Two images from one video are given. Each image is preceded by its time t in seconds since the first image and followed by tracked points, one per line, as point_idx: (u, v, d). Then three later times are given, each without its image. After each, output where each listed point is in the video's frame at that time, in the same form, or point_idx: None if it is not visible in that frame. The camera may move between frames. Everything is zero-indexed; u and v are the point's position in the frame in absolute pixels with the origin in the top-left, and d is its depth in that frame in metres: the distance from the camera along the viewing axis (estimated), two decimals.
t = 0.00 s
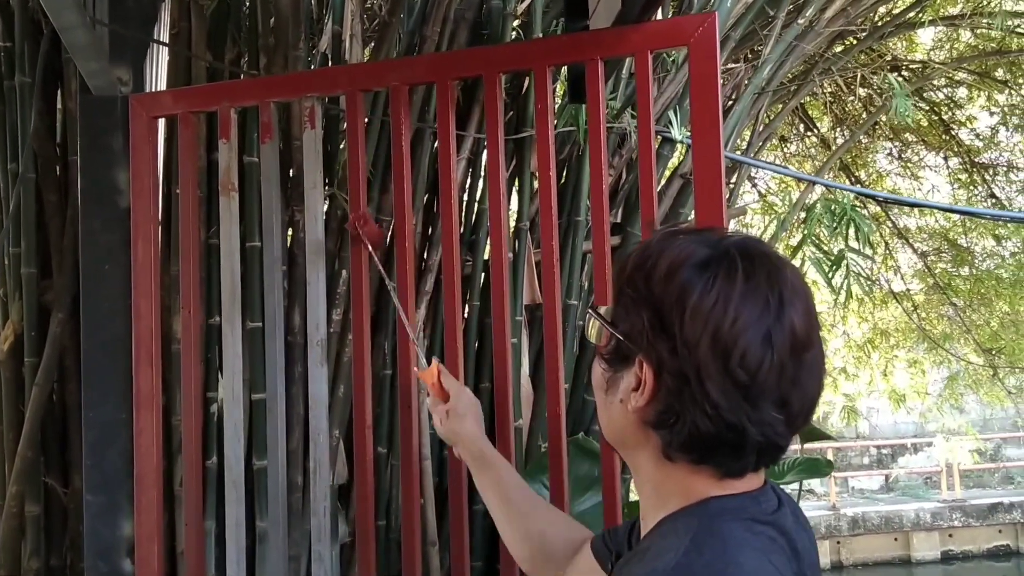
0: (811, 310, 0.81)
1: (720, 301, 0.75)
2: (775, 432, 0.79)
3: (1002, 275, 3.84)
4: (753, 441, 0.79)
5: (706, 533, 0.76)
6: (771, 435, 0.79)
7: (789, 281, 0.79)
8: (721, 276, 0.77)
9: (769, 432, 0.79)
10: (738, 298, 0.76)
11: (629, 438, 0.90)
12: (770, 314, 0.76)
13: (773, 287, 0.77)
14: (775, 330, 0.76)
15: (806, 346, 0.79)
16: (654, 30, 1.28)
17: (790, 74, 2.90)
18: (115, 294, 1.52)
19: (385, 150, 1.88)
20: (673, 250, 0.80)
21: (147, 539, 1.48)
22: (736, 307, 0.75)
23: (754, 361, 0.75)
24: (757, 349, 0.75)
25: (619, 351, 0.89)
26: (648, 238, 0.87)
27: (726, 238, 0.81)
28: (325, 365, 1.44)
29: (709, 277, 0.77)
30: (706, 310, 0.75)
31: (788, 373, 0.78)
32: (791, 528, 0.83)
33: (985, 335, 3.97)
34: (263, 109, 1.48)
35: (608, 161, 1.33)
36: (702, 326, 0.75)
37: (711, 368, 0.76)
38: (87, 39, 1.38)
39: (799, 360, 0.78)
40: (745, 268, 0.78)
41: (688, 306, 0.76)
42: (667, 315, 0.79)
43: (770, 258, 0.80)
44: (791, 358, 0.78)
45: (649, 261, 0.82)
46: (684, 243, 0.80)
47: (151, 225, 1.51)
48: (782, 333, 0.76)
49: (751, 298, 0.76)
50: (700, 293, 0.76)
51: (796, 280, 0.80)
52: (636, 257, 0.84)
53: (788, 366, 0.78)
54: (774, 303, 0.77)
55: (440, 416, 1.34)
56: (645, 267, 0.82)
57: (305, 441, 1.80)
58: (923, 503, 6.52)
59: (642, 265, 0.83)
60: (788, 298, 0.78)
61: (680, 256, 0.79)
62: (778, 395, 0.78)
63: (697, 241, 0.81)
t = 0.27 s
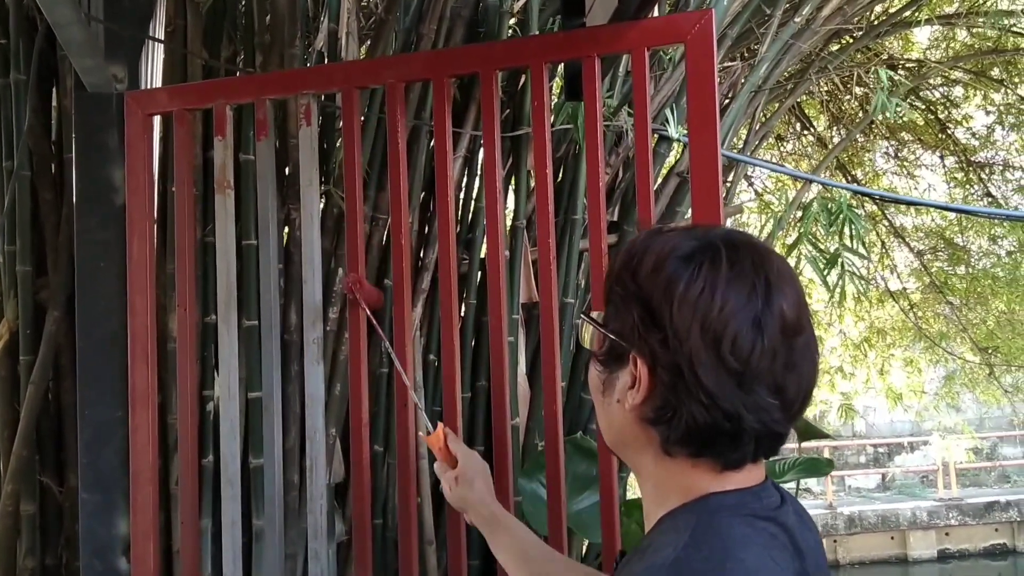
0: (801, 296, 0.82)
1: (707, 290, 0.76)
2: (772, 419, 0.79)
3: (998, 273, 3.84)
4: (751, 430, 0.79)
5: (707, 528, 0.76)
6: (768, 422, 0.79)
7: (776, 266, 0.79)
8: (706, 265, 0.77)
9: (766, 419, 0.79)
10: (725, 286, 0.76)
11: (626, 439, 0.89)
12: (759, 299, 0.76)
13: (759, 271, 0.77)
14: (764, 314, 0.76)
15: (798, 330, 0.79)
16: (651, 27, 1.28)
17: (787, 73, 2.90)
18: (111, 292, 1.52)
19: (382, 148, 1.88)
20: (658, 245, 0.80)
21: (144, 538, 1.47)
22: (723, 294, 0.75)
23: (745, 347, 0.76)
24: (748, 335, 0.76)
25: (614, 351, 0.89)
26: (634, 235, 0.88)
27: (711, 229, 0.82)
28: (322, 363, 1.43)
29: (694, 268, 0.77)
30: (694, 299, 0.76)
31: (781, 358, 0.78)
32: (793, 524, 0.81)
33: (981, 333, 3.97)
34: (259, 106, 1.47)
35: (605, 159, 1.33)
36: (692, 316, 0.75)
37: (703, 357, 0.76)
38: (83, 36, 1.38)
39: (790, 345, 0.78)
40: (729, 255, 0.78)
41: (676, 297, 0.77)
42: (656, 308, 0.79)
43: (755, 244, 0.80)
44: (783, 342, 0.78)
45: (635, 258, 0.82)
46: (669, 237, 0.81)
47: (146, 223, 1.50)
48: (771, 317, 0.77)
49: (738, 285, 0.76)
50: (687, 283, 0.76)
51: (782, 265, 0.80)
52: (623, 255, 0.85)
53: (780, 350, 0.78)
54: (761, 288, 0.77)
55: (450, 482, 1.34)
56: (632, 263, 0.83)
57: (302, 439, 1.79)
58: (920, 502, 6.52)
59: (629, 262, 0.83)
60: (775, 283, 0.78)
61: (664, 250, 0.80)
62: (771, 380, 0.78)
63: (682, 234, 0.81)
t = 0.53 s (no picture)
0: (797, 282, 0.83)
1: (701, 274, 0.77)
2: (775, 397, 0.80)
3: (997, 274, 3.85)
4: (756, 410, 0.79)
5: (713, 521, 0.76)
6: (772, 399, 0.79)
7: (766, 250, 0.80)
8: (699, 251, 0.78)
9: (770, 399, 0.79)
10: (719, 270, 0.77)
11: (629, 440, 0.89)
12: (754, 280, 0.77)
13: (751, 255, 0.79)
14: (760, 295, 0.77)
15: (794, 312, 0.80)
16: (653, 25, 1.28)
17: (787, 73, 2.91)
18: (113, 288, 1.52)
19: (384, 145, 1.89)
20: (650, 240, 0.82)
21: (145, 534, 1.48)
22: (718, 278, 0.77)
23: (744, 327, 0.76)
24: (746, 316, 0.76)
25: (614, 352, 0.89)
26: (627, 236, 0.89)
27: (701, 223, 0.83)
28: (324, 360, 1.43)
29: (687, 256, 0.78)
30: (689, 284, 0.77)
31: (780, 337, 0.79)
32: (800, 519, 0.81)
33: (979, 334, 3.98)
34: (261, 103, 1.48)
35: (607, 156, 1.33)
36: (689, 301, 0.76)
37: (704, 340, 0.76)
38: (87, 32, 1.38)
39: (789, 325, 0.79)
40: (721, 242, 0.79)
41: (672, 284, 0.78)
42: (652, 298, 0.80)
43: (744, 232, 0.82)
44: (781, 323, 0.79)
45: (629, 254, 0.84)
46: (660, 232, 0.82)
47: (148, 219, 1.50)
48: (767, 297, 0.78)
49: (731, 268, 0.77)
50: (681, 270, 0.78)
51: (773, 251, 0.82)
52: (617, 256, 0.86)
53: (779, 330, 0.78)
54: (754, 271, 0.78)
55: (462, 551, 1.32)
56: (627, 261, 0.84)
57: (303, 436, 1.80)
58: (917, 502, 6.53)
59: (624, 261, 0.84)
60: (768, 265, 0.79)
61: (657, 241, 0.81)
62: (773, 360, 0.78)
63: (673, 228, 0.83)
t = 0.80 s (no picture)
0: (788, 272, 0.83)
1: (684, 267, 0.79)
2: (768, 379, 0.80)
3: (992, 275, 3.87)
4: (752, 393, 0.79)
5: (720, 514, 0.76)
6: (764, 380, 0.80)
7: (747, 241, 0.82)
8: (680, 246, 0.81)
9: (764, 381, 0.80)
10: (701, 260, 0.79)
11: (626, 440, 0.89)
12: (737, 267, 0.79)
13: (731, 245, 0.81)
14: (744, 281, 0.78)
15: (780, 298, 0.81)
16: (657, 23, 1.29)
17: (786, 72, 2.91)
18: (113, 283, 1.52)
19: (383, 142, 1.89)
20: (633, 242, 0.84)
21: (144, 529, 1.48)
22: (700, 268, 0.78)
23: (732, 313, 0.77)
24: (732, 302, 0.78)
25: (607, 357, 0.89)
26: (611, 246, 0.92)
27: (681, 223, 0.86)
28: (325, 356, 1.43)
29: (669, 251, 0.80)
30: (672, 277, 0.79)
31: (770, 322, 0.79)
32: (805, 515, 0.82)
33: (975, 335, 3.99)
34: (263, 98, 1.47)
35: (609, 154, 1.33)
36: (674, 292, 0.78)
37: (693, 330, 0.77)
38: (89, 26, 1.38)
39: (777, 310, 0.80)
40: (701, 236, 0.82)
41: (657, 278, 0.79)
42: (639, 295, 0.82)
43: (724, 228, 0.84)
44: (768, 307, 0.79)
45: (614, 259, 0.86)
46: (642, 234, 0.85)
47: (149, 215, 1.50)
48: (752, 282, 0.79)
49: (713, 258, 0.79)
50: (664, 264, 0.80)
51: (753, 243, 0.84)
52: (602, 263, 0.88)
53: (768, 316, 0.79)
54: (736, 259, 0.79)
55: None
56: (612, 265, 0.86)
57: (301, 433, 1.80)
58: (912, 502, 6.54)
59: (609, 266, 0.86)
60: (749, 253, 0.81)
61: (639, 243, 0.84)
62: (765, 345, 0.79)
63: (655, 230, 0.85)
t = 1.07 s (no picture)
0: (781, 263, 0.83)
1: (671, 260, 0.79)
2: (762, 362, 0.80)
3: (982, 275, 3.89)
4: (748, 377, 0.79)
5: (722, 501, 0.76)
6: (758, 364, 0.79)
7: (733, 233, 0.83)
8: (666, 241, 0.81)
9: (759, 365, 0.79)
10: (688, 253, 0.79)
11: (626, 433, 0.89)
12: (724, 257, 0.79)
13: (717, 237, 0.81)
14: (732, 269, 0.78)
15: (770, 284, 0.81)
16: (659, 17, 1.28)
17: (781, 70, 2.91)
18: (109, 276, 1.51)
19: (379, 136, 1.88)
20: (621, 242, 0.85)
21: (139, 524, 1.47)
22: (688, 260, 0.79)
23: (722, 301, 0.77)
24: (722, 290, 0.78)
25: (604, 357, 0.89)
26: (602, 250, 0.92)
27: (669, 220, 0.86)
28: (322, 350, 1.42)
29: (655, 246, 0.81)
30: (660, 271, 0.79)
31: (761, 309, 0.79)
32: (807, 506, 0.82)
33: (964, 334, 4.01)
34: (261, 91, 1.47)
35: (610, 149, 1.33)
36: (664, 286, 0.78)
37: (685, 321, 0.78)
38: (86, 15, 1.36)
39: (767, 296, 0.80)
40: (687, 230, 0.82)
41: (646, 273, 0.80)
42: (630, 291, 0.82)
43: (710, 222, 0.85)
44: (758, 294, 0.79)
45: (604, 260, 0.87)
46: (629, 234, 0.86)
47: (145, 206, 1.50)
48: (740, 270, 0.79)
49: (699, 249, 0.79)
50: (652, 259, 0.80)
51: (738, 234, 0.85)
52: (593, 266, 0.89)
53: (759, 303, 0.79)
54: (723, 249, 0.80)
55: None
56: (602, 267, 0.87)
57: (295, 427, 1.79)
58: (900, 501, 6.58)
59: (599, 268, 0.87)
60: (735, 243, 0.81)
61: (627, 242, 0.84)
62: (758, 331, 0.79)
63: (642, 229, 0.86)
